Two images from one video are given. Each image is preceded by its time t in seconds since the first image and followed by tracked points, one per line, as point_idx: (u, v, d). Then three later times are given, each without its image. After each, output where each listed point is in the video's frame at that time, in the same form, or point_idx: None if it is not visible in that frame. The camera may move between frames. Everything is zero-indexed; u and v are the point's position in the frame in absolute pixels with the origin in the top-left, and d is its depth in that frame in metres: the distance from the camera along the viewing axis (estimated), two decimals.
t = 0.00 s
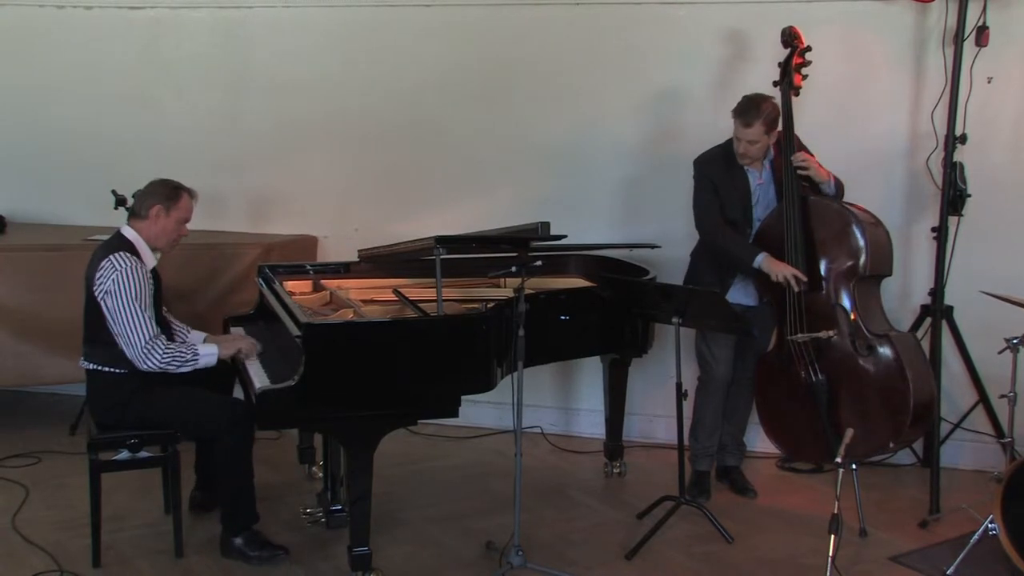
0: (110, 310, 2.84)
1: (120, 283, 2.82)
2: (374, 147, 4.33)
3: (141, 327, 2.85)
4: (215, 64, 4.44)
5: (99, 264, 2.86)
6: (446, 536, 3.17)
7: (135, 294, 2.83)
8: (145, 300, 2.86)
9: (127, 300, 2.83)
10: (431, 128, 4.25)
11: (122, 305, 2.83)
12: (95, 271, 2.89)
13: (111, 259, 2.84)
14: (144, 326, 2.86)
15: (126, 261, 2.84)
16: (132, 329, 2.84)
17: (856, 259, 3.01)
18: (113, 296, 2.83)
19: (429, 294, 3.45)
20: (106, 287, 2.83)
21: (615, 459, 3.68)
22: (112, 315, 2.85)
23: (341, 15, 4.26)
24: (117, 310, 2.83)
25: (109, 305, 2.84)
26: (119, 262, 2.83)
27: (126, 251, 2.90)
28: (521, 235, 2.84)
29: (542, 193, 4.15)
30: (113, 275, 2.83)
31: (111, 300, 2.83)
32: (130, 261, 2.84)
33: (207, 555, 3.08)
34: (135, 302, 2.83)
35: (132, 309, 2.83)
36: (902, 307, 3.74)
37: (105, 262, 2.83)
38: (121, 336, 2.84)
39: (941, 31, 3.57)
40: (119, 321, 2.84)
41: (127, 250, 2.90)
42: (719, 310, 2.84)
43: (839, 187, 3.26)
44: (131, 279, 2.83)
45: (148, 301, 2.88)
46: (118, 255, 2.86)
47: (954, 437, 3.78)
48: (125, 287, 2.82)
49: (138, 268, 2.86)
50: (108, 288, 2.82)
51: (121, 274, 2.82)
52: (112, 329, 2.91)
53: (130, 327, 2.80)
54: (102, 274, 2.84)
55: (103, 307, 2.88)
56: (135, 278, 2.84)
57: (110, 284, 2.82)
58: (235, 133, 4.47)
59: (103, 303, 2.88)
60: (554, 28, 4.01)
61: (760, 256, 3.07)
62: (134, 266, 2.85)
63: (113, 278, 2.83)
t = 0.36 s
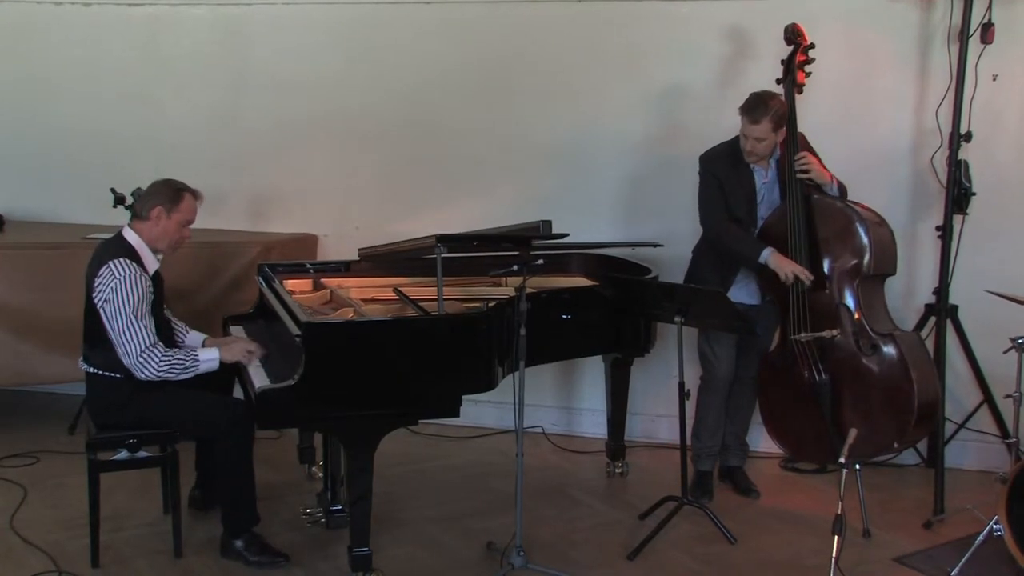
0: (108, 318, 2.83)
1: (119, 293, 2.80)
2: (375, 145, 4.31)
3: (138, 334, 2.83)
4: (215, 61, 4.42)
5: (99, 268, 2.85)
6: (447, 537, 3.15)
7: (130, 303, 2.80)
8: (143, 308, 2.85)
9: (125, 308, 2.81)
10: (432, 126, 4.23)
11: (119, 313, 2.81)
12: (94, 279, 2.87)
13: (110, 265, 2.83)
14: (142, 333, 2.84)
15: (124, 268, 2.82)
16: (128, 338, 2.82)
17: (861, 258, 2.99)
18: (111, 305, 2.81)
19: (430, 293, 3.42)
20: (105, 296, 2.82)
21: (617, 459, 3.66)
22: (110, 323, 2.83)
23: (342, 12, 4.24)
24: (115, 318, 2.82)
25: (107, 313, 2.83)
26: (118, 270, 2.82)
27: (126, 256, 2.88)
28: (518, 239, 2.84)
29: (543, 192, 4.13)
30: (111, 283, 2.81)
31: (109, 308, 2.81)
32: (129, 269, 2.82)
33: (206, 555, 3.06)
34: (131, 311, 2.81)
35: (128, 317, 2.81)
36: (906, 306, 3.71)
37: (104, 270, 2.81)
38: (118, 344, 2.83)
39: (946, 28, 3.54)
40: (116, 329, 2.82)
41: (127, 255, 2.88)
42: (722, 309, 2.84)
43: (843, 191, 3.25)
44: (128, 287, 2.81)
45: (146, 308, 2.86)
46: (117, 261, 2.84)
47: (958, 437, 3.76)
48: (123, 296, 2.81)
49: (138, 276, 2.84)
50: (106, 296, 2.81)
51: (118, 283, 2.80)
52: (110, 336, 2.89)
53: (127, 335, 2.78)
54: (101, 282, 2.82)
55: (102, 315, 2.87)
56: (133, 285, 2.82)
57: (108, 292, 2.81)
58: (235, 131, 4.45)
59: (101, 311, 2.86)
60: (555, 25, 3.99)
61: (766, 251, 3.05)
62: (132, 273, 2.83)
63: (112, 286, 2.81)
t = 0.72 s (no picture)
0: (101, 319, 2.76)
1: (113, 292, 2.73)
2: (373, 141, 4.24)
3: (132, 335, 2.76)
4: (211, 56, 4.34)
5: (93, 267, 2.77)
6: (447, 541, 3.08)
7: (124, 303, 2.74)
8: (138, 308, 2.78)
9: (119, 309, 2.74)
10: (432, 122, 4.16)
11: (113, 314, 2.74)
12: (87, 279, 2.80)
13: (105, 265, 2.75)
14: (136, 334, 2.77)
15: (119, 269, 2.75)
16: (122, 340, 2.75)
17: (868, 256, 2.93)
18: (105, 305, 2.74)
19: (430, 293, 3.34)
20: (99, 296, 2.75)
21: (620, 461, 3.58)
22: (102, 324, 2.76)
23: (339, 5, 4.17)
24: (109, 319, 2.74)
25: (100, 314, 2.75)
26: (113, 270, 2.75)
27: (120, 256, 2.81)
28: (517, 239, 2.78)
29: (545, 189, 4.06)
30: (106, 283, 2.74)
31: (103, 309, 2.74)
32: (124, 269, 2.75)
33: (200, 560, 2.99)
34: (126, 312, 2.74)
35: (123, 318, 2.74)
36: (916, 306, 3.65)
37: (98, 269, 2.74)
38: (111, 346, 2.76)
39: (957, 20, 3.47)
40: (109, 329, 2.75)
41: (122, 254, 2.81)
42: (728, 309, 2.78)
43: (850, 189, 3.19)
44: (123, 287, 2.74)
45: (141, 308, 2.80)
46: (111, 261, 2.77)
47: (969, 439, 3.69)
48: (118, 296, 2.74)
49: (133, 276, 2.77)
50: (101, 296, 2.74)
51: (114, 283, 2.73)
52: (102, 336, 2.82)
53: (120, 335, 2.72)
54: (95, 282, 2.75)
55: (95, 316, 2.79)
56: (127, 285, 2.75)
57: (103, 292, 2.73)
58: (230, 126, 4.38)
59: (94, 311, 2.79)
60: (557, 18, 3.91)
61: (773, 247, 3.01)
62: (127, 274, 2.76)
63: (106, 286, 2.74)
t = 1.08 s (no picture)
0: (89, 316, 2.65)
1: (100, 288, 2.62)
2: (370, 135, 4.13)
3: (126, 331, 2.65)
4: (202, 48, 4.23)
5: (78, 263, 2.67)
6: (446, 550, 2.97)
7: (111, 299, 2.63)
8: (127, 303, 2.67)
9: (108, 304, 2.63)
10: (431, 116, 4.04)
11: (103, 310, 2.63)
12: (72, 274, 2.69)
13: (90, 260, 2.64)
14: (130, 329, 2.66)
15: (105, 263, 2.64)
16: (114, 337, 2.64)
17: (884, 254, 2.83)
18: (91, 302, 2.63)
19: (428, 292, 3.24)
20: (85, 293, 2.65)
21: (624, 468, 3.46)
22: (92, 320, 2.65)
23: None
24: (97, 315, 2.64)
25: (88, 312, 2.65)
26: (99, 264, 2.64)
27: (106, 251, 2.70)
28: (517, 237, 2.70)
29: (547, 185, 3.94)
30: (92, 279, 2.64)
31: (90, 305, 2.64)
32: (111, 264, 2.64)
33: (189, 570, 2.88)
34: (114, 307, 2.63)
35: (111, 315, 2.63)
36: (932, 306, 3.54)
37: (83, 264, 2.63)
38: (105, 343, 2.65)
39: (976, 10, 3.35)
40: (99, 326, 2.64)
41: (108, 250, 2.71)
42: (738, 310, 2.69)
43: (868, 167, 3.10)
44: (111, 282, 2.63)
45: (132, 303, 2.69)
46: (97, 256, 2.66)
47: (987, 444, 3.57)
48: (105, 292, 2.63)
49: (121, 271, 2.67)
50: (87, 293, 2.64)
51: (100, 278, 2.62)
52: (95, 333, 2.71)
53: (114, 331, 2.60)
54: (81, 277, 2.65)
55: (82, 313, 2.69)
56: (115, 281, 2.64)
57: (89, 288, 2.63)
58: (221, 121, 4.27)
59: (81, 308, 2.69)
60: (560, 9, 3.80)
61: (785, 251, 2.91)
62: (114, 268, 2.65)
63: (92, 282, 2.64)
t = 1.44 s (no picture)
0: (74, 309, 2.53)
1: (86, 279, 2.51)
2: (369, 130, 4.01)
3: (111, 326, 2.54)
4: (195, 40, 4.12)
5: (63, 254, 2.56)
6: (446, 559, 2.86)
7: (98, 291, 2.52)
8: (114, 296, 2.57)
9: (93, 297, 2.52)
10: (432, 111, 3.93)
11: (88, 303, 2.52)
12: (57, 266, 2.58)
13: (76, 251, 2.54)
14: (115, 324, 2.55)
15: (93, 253, 2.54)
16: (99, 330, 2.52)
17: (909, 252, 2.71)
18: (77, 293, 2.52)
19: (428, 292, 3.13)
20: (70, 283, 2.53)
21: (630, 473, 3.37)
22: (76, 314, 2.53)
23: None
24: (82, 309, 2.52)
25: (73, 303, 2.53)
26: (87, 255, 2.54)
27: (92, 242, 2.59)
28: (521, 236, 2.61)
29: (551, 183, 3.83)
30: (79, 270, 2.53)
31: (75, 297, 2.52)
32: (99, 254, 2.54)
33: None
34: (101, 299, 2.53)
35: (97, 308, 2.52)
36: (951, 307, 3.42)
37: (69, 255, 2.53)
38: (87, 337, 2.53)
39: None
40: (84, 320, 2.53)
41: (94, 241, 2.60)
42: (751, 311, 2.59)
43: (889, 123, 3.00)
44: (98, 273, 2.53)
45: (118, 297, 2.58)
46: (83, 247, 2.56)
47: (1008, 451, 3.46)
48: (91, 283, 2.52)
49: (108, 262, 2.57)
50: (72, 283, 2.52)
51: (87, 268, 2.52)
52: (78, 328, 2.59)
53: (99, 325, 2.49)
54: (66, 269, 2.54)
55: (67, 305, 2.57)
56: (102, 272, 2.54)
57: (74, 279, 2.52)
58: (215, 115, 4.16)
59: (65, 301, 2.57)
60: None
61: (799, 249, 2.82)
62: (101, 259, 2.55)
63: (78, 273, 2.53)
